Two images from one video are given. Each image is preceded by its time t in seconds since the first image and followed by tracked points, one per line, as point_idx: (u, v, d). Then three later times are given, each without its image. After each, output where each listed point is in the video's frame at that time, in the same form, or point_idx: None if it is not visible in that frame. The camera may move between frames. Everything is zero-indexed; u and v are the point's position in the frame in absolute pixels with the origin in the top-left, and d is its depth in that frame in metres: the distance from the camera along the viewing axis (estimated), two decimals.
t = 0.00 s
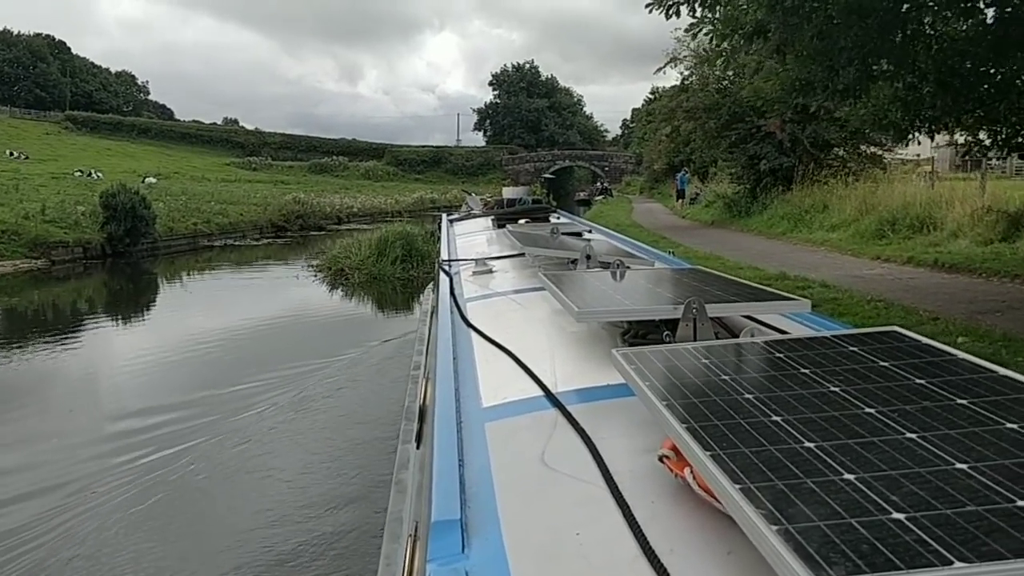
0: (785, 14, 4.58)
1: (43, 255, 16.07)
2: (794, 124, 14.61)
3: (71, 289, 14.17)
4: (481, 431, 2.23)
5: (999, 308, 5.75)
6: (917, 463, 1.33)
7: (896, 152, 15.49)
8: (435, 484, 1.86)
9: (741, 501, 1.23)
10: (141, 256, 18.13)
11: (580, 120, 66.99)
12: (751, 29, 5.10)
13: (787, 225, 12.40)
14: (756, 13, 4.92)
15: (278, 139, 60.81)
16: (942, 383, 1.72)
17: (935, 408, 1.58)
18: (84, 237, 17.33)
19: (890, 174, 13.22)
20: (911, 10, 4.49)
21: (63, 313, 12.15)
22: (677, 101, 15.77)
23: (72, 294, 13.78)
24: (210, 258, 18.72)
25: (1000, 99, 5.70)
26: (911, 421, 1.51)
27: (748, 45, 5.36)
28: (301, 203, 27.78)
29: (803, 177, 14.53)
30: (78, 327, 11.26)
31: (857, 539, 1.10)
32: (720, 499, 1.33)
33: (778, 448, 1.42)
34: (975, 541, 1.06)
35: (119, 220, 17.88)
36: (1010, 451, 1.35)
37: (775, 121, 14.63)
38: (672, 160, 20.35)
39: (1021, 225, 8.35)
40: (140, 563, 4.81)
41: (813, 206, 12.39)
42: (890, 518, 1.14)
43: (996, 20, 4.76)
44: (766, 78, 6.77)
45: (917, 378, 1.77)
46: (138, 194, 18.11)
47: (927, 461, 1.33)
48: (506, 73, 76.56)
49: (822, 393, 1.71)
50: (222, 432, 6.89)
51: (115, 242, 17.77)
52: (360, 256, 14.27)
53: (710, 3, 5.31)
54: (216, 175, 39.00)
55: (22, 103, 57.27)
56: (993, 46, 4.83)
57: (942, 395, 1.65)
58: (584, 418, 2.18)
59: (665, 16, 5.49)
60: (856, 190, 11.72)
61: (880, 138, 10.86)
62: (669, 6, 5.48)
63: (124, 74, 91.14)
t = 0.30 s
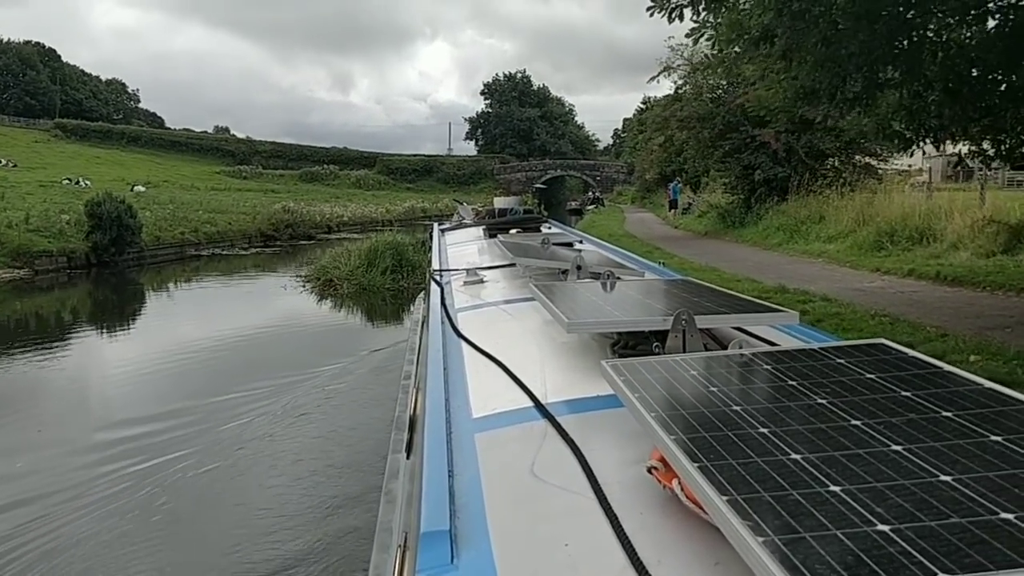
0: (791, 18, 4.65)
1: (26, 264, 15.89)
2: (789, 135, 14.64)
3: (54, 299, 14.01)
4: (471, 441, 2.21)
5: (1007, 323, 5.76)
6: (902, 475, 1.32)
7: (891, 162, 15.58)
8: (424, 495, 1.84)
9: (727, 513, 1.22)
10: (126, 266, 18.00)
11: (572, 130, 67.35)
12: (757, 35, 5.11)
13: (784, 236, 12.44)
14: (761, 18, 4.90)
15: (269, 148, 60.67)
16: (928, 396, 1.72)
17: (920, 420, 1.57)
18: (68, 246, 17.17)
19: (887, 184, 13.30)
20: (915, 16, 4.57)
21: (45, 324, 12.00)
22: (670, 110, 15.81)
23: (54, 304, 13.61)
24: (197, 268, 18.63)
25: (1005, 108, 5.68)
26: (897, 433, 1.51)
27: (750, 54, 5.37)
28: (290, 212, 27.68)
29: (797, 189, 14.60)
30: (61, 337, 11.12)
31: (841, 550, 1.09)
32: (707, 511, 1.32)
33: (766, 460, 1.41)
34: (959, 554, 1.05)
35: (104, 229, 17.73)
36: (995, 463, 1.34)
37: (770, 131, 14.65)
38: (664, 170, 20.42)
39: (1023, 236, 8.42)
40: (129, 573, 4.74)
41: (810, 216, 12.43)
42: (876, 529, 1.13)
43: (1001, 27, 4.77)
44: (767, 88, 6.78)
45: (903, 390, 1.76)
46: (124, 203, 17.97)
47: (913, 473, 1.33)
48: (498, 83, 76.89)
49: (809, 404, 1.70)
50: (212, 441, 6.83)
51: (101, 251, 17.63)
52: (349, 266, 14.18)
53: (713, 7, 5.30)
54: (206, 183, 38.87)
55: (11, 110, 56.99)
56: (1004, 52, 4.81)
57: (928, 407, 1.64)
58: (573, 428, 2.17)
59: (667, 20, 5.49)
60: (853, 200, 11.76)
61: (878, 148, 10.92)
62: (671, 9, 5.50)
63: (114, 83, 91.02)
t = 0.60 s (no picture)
0: (811, 13, 4.59)
1: (20, 271, 15.80)
2: (793, 139, 14.61)
3: (49, 307, 13.95)
4: (471, 442, 2.22)
5: None
6: (910, 472, 1.33)
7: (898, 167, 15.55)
8: (425, 496, 1.85)
9: (732, 509, 1.24)
10: (121, 272, 17.96)
11: (572, 136, 67.59)
12: (777, 28, 4.97)
13: (790, 241, 12.47)
14: (782, 9, 4.83)
15: (267, 155, 60.69)
16: (934, 394, 1.73)
17: (927, 418, 1.58)
18: (63, 253, 17.12)
19: (896, 189, 13.33)
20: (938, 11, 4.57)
21: (37, 332, 11.93)
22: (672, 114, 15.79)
23: (48, 311, 13.55)
24: (194, 274, 18.61)
25: None
26: (903, 431, 1.52)
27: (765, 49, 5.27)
28: (288, 218, 27.64)
29: (804, 195, 14.64)
30: (55, 345, 11.06)
31: (850, 548, 1.10)
32: (711, 510, 1.33)
33: (770, 458, 1.43)
34: (969, 551, 1.07)
35: (99, 235, 17.68)
36: (1003, 461, 1.35)
37: (775, 135, 14.61)
38: (665, 175, 20.47)
39: None
40: None
41: (816, 222, 12.47)
42: (884, 527, 1.15)
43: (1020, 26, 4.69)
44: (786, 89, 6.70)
45: (909, 389, 1.77)
46: (118, 209, 17.90)
47: (920, 470, 1.34)
48: (497, 90, 77.14)
49: (813, 403, 1.71)
50: (211, 446, 6.82)
51: (96, 257, 17.60)
52: (347, 273, 14.19)
53: None
54: (203, 190, 38.86)
55: (7, 117, 56.97)
56: None
57: (934, 405, 1.66)
58: (576, 429, 2.18)
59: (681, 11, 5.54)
60: (859, 206, 11.82)
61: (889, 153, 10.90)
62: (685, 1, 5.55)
63: (112, 90, 91.09)
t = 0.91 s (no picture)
0: None
1: (12, 275, 15.73)
2: (799, 138, 14.55)
3: (42, 311, 13.93)
4: (469, 445, 2.20)
5: None
6: (917, 479, 1.31)
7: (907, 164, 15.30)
8: (422, 501, 1.82)
9: (734, 518, 1.21)
10: (116, 276, 17.94)
11: (573, 136, 67.58)
12: (797, 15, 4.69)
13: (797, 242, 12.41)
14: None
15: (267, 156, 60.73)
16: (940, 398, 1.70)
17: (932, 423, 1.56)
18: (56, 256, 17.09)
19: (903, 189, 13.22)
20: None
21: (31, 336, 11.90)
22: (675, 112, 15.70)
23: (42, 316, 13.53)
24: (190, 277, 18.60)
25: None
26: (908, 436, 1.50)
27: (783, 36, 5.00)
28: (287, 219, 27.62)
29: (811, 194, 14.50)
30: (52, 349, 11.02)
31: (857, 558, 1.07)
32: (713, 517, 1.30)
33: (772, 463, 1.40)
34: (979, 561, 1.04)
35: (93, 238, 17.65)
36: (1011, 467, 1.33)
37: (781, 133, 14.50)
38: (667, 174, 20.41)
39: None
40: None
41: (824, 222, 12.39)
42: (891, 536, 1.12)
43: None
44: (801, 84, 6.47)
45: (914, 393, 1.75)
46: (113, 212, 17.86)
47: (927, 477, 1.31)
48: (497, 91, 77.18)
49: (817, 407, 1.68)
50: (212, 448, 6.80)
51: (90, 261, 17.60)
52: (346, 276, 14.17)
53: None
54: (203, 191, 38.87)
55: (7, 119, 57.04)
56: None
57: (940, 410, 1.63)
58: (575, 433, 2.15)
59: None
60: (867, 205, 11.75)
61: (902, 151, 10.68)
62: None
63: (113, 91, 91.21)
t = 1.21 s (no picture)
0: None
1: (7, 279, 15.63)
2: (806, 135, 14.53)
3: (37, 315, 13.88)
4: (475, 443, 2.20)
5: None
6: (926, 474, 1.32)
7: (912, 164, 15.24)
8: (428, 497, 1.83)
9: (744, 513, 1.23)
10: (112, 278, 17.89)
11: (572, 136, 67.58)
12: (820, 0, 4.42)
13: (805, 241, 12.33)
14: None
15: (265, 156, 60.67)
16: (947, 394, 1.71)
17: (940, 418, 1.57)
18: (51, 259, 17.05)
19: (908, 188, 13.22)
20: None
21: (27, 340, 11.85)
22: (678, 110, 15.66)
23: (37, 320, 13.49)
24: (188, 279, 18.58)
25: None
26: (918, 431, 1.51)
27: (804, 21, 4.71)
28: (285, 220, 27.55)
29: (817, 192, 14.40)
30: (50, 351, 10.99)
31: (868, 552, 1.09)
32: (723, 513, 1.32)
33: (780, 459, 1.41)
34: (992, 555, 1.06)
35: (88, 240, 17.61)
36: (1021, 461, 1.34)
37: (786, 131, 14.33)
38: (668, 173, 20.36)
39: None
40: None
41: (832, 221, 12.29)
42: (901, 530, 1.14)
43: None
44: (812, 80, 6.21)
45: (922, 389, 1.76)
46: (108, 214, 17.78)
47: (937, 472, 1.33)
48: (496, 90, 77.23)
49: (824, 403, 1.69)
50: (214, 449, 6.80)
51: (85, 263, 17.55)
52: (346, 277, 14.13)
53: None
54: (201, 192, 38.84)
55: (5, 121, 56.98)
56: None
57: (949, 405, 1.64)
58: (580, 430, 2.16)
59: None
60: (876, 204, 11.67)
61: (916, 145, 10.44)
62: None
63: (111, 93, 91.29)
